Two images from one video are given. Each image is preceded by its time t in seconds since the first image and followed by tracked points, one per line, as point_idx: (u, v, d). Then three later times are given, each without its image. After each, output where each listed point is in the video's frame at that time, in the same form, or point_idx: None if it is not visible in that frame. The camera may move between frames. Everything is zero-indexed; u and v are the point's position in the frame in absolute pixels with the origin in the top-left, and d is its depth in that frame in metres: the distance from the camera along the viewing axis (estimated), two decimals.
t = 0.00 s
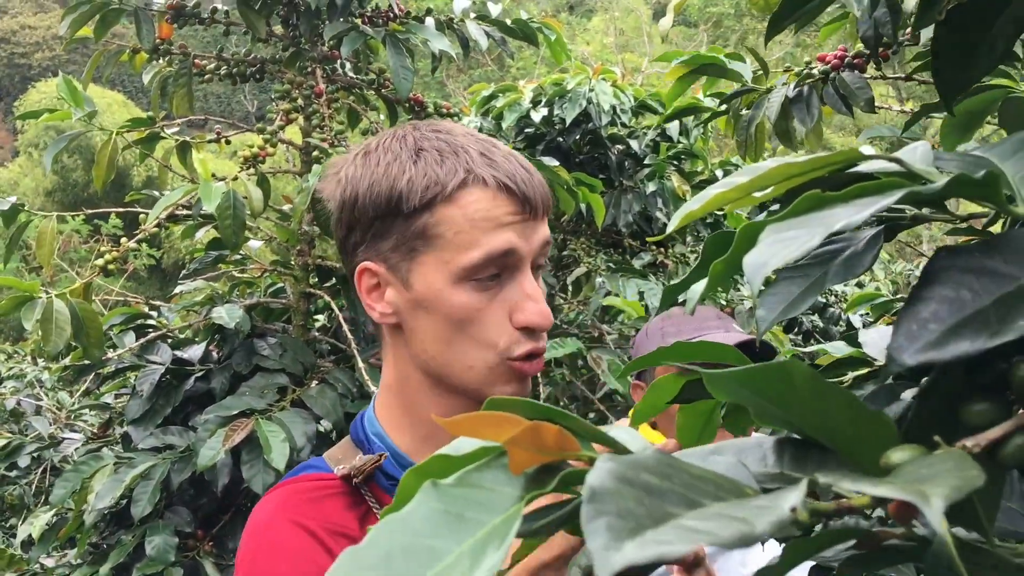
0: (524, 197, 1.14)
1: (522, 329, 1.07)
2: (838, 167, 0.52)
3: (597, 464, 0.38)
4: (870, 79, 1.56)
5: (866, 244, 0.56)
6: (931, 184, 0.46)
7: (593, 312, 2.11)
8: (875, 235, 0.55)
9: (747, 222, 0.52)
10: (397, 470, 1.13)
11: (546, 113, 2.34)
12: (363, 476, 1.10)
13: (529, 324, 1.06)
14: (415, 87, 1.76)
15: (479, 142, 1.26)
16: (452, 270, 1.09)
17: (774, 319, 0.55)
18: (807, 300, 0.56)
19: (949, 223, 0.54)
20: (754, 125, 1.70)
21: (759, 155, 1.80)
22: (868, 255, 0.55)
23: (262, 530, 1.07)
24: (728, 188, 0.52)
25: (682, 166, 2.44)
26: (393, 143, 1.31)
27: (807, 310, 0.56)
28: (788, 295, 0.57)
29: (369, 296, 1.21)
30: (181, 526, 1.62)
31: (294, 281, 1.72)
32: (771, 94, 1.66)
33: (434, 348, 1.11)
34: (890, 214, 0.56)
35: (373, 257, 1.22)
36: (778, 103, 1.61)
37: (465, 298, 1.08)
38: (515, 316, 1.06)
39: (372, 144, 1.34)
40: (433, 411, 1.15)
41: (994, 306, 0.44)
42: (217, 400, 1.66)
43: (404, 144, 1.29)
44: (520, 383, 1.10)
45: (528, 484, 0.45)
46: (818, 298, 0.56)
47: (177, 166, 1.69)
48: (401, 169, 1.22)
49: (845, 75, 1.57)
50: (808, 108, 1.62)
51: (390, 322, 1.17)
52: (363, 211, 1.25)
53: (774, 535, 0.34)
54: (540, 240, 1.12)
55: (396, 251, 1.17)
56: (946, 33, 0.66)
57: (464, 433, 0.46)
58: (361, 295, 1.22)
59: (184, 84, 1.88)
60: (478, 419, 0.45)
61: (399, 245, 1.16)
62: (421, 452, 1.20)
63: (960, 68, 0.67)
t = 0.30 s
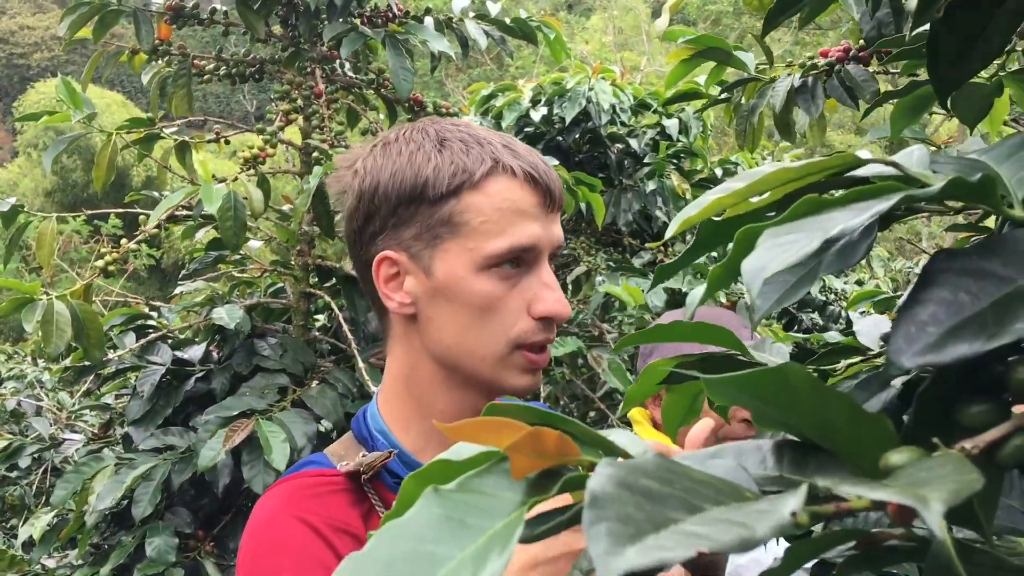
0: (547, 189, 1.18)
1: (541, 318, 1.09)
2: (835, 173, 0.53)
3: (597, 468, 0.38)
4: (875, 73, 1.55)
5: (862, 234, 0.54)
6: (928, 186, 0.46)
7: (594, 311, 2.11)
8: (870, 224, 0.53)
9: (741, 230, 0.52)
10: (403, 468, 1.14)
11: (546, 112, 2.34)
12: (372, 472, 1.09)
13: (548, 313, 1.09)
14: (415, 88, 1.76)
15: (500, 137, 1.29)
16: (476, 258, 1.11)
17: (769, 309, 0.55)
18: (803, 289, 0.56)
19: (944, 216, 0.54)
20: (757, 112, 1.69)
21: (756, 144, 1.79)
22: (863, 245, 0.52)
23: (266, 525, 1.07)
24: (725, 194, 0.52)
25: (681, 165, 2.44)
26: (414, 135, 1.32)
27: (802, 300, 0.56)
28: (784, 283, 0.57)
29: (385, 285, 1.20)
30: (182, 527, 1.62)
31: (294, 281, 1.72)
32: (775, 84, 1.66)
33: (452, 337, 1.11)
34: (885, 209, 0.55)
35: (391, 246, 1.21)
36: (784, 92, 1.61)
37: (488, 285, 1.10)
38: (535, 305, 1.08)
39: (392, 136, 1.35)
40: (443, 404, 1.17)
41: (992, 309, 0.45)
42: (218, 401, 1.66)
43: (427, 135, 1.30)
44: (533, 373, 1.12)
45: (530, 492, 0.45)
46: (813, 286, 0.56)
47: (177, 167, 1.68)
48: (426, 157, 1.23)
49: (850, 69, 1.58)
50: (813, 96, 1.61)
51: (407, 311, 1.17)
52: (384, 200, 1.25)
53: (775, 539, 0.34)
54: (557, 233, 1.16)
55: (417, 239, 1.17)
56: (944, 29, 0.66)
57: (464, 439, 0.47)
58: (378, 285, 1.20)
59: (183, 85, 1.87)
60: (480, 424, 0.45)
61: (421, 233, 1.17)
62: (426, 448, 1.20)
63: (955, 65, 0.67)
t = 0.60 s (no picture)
0: (545, 188, 1.19)
1: (539, 315, 1.10)
2: (834, 169, 0.52)
3: (598, 470, 0.38)
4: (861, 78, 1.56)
5: (865, 240, 0.56)
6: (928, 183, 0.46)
7: (592, 310, 2.11)
8: (874, 231, 0.55)
9: (743, 226, 0.52)
10: (395, 468, 1.13)
11: (544, 111, 2.34)
12: (363, 472, 1.10)
13: (546, 309, 1.10)
14: (412, 86, 1.75)
15: (498, 135, 1.30)
16: (478, 254, 1.11)
17: (774, 317, 0.55)
18: (806, 298, 0.56)
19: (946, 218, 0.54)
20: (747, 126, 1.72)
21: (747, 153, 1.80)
22: (867, 250, 0.55)
23: (260, 526, 1.08)
24: (726, 191, 0.52)
25: (680, 164, 2.43)
26: (414, 132, 1.32)
27: (806, 307, 0.56)
28: (788, 292, 0.57)
29: (384, 281, 1.19)
30: (180, 526, 1.62)
31: (292, 280, 1.72)
32: (765, 95, 1.67)
33: (451, 333, 1.11)
34: (887, 211, 0.56)
35: (391, 242, 1.20)
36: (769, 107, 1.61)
37: (488, 281, 1.10)
38: (534, 300, 1.10)
39: (392, 132, 1.35)
40: (438, 401, 1.17)
41: (993, 305, 0.44)
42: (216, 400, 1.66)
43: (428, 132, 1.30)
44: (530, 370, 1.12)
45: (530, 490, 0.45)
46: (817, 295, 0.56)
47: (174, 166, 1.68)
48: (428, 153, 1.23)
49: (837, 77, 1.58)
50: (802, 106, 1.61)
51: (406, 308, 1.16)
52: (384, 195, 1.25)
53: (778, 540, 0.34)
54: (555, 232, 1.17)
55: (419, 235, 1.16)
56: (940, 31, 0.66)
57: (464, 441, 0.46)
58: (377, 281, 1.19)
59: (181, 83, 1.87)
60: (479, 427, 0.45)
61: (422, 228, 1.16)
62: (419, 447, 1.20)
63: (957, 63, 0.66)
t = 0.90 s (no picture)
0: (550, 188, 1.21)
1: (543, 312, 1.11)
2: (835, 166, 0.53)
3: (603, 472, 0.38)
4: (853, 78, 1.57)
5: (863, 233, 0.56)
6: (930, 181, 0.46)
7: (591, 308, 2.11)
8: (872, 224, 0.55)
9: (745, 221, 0.52)
10: (389, 468, 1.14)
11: (544, 110, 2.33)
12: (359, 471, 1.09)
13: (548, 305, 1.10)
14: (412, 84, 1.75)
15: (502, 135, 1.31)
16: (487, 250, 1.11)
17: (772, 311, 0.56)
18: (805, 291, 0.57)
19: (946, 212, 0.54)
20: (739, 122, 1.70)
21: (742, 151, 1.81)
22: (865, 244, 0.55)
23: (253, 526, 1.07)
24: (727, 187, 0.52)
25: (679, 162, 2.44)
26: (418, 129, 1.32)
27: (804, 301, 0.56)
28: (785, 285, 0.57)
29: (390, 278, 1.18)
30: (179, 524, 1.62)
31: (291, 278, 1.72)
32: (756, 92, 1.65)
33: (457, 330, 1.11)
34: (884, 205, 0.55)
35: (397, 239, 1.19)
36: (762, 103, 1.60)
37: (497, 278, 1.10)
38: (538, 296, 1.10)
39: (396, 128, 1.35)
40: (438, 399, 1.17)
41: (995, 304, 0.45)
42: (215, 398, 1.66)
43: (433, 129, 1.30)
44: (531, 368, 1.13)
45: (532, 491, 0.45)
46: (816, 287, 0.56)
47: (174, 164, 1.68)
48: (436, 150, 1.23)
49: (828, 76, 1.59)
50: (792, 106, 1.62)
51: (411, 304, 1.15)
52: (390, 190, 1.24)
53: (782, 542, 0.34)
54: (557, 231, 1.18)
55: (427, 232, 1.16)
56: (941, 29, 0.66)
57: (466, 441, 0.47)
58: (381, 277, 1.18)
59: (180, 81, 1.87)
60: (478, 430, 0.45)
61: (430, 225, 1.16)
62: (415, 446, 1.20)
63: (958, 62, 0.67)
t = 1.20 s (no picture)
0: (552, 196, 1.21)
1: (538, 318, 1.12)
2: (831, 159, 0.52)
3: (594, 458, 0.38)
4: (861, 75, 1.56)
5: (863, 237, 0.56)
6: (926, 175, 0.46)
7: (588, 306, 2.10)
8: (872, 227, 0.56)
9: (741, 214, 0.52)
10: (376, 465, 1.13)
11: (541, 107, 2.33)
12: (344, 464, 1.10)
13: (545, 311, 1.12)
14: (410, 81, 1.75)
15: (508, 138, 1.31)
16: (491, 255, 1.11)
17: (772, 317, 0.56)
18: (805, 296, 0.56)
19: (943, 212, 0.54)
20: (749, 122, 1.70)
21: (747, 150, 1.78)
22: (865, 248, 0.55)
23: (237, 531, 1.07)
24: (723, 178, 0.52)
25: (676, 161, 2.43)
26: (425, 127, 1.31)
27: (804, 307, 0.56)
28: (786, 291, 0.57)
29: (389, 277, 1.17)
30: (174, 521, 1.62)
31: (288, 275, 1.72)
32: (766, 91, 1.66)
33: (454, 332, 1.11)
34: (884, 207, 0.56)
35: (399, 238, 1.19)
36: (772, 103, 1.62)
37: (498, 283, 1.10)
38: (535, 302, 1.11)
39: (403, 124, 1.34)
40: (428, 399, 1.18)
41: (990, 297, 0.44)
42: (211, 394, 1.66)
43: (441, 128, 1.30)
44: (520, 372, 1.15)
45: (523, 479, 0.45)
46: (816, 293, 0.56)
47: (170, 160, 1.68)
48: (444, 152, 1.23)
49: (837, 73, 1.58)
50: (802, 104, 1.62)
51: (409, 305, 1.15)
52: (395, 188, 1.23)
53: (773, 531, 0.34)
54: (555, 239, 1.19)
55: (430, 233, 1.15)
56: (942, 26, 0.66)
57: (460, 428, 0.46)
58: (381, 276, 1.18)
59: (177, 77, 1.86)
60: (475, 414, 0.44)
61: (434, 226, 1.15)
62: (401, 445, 1.19)
63: (951, 62, 0.67)
